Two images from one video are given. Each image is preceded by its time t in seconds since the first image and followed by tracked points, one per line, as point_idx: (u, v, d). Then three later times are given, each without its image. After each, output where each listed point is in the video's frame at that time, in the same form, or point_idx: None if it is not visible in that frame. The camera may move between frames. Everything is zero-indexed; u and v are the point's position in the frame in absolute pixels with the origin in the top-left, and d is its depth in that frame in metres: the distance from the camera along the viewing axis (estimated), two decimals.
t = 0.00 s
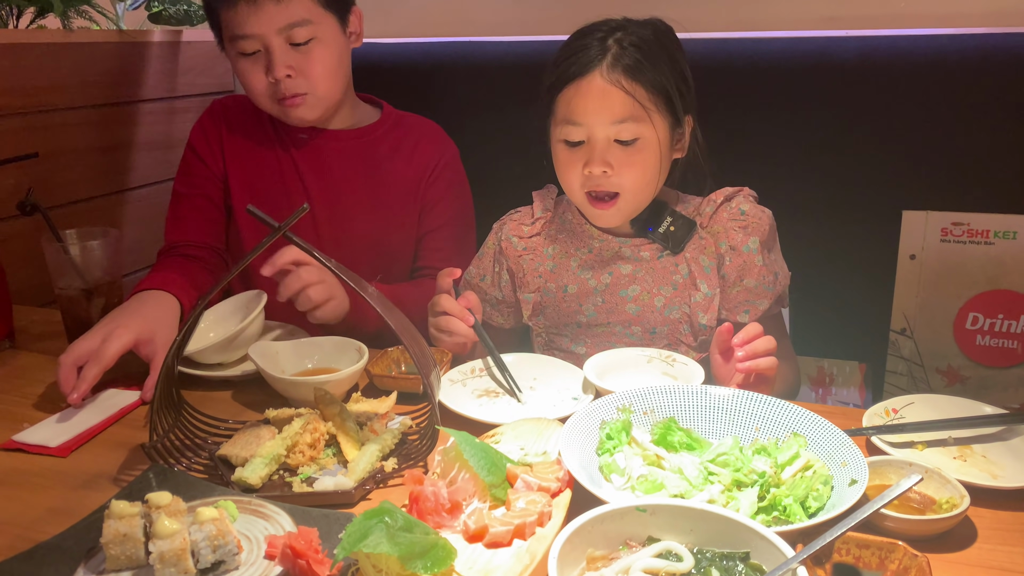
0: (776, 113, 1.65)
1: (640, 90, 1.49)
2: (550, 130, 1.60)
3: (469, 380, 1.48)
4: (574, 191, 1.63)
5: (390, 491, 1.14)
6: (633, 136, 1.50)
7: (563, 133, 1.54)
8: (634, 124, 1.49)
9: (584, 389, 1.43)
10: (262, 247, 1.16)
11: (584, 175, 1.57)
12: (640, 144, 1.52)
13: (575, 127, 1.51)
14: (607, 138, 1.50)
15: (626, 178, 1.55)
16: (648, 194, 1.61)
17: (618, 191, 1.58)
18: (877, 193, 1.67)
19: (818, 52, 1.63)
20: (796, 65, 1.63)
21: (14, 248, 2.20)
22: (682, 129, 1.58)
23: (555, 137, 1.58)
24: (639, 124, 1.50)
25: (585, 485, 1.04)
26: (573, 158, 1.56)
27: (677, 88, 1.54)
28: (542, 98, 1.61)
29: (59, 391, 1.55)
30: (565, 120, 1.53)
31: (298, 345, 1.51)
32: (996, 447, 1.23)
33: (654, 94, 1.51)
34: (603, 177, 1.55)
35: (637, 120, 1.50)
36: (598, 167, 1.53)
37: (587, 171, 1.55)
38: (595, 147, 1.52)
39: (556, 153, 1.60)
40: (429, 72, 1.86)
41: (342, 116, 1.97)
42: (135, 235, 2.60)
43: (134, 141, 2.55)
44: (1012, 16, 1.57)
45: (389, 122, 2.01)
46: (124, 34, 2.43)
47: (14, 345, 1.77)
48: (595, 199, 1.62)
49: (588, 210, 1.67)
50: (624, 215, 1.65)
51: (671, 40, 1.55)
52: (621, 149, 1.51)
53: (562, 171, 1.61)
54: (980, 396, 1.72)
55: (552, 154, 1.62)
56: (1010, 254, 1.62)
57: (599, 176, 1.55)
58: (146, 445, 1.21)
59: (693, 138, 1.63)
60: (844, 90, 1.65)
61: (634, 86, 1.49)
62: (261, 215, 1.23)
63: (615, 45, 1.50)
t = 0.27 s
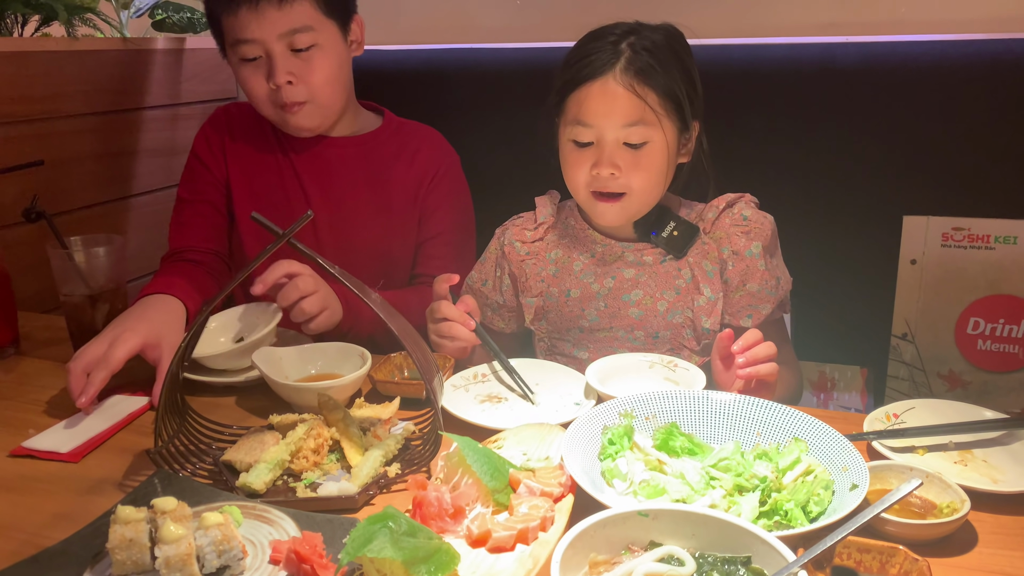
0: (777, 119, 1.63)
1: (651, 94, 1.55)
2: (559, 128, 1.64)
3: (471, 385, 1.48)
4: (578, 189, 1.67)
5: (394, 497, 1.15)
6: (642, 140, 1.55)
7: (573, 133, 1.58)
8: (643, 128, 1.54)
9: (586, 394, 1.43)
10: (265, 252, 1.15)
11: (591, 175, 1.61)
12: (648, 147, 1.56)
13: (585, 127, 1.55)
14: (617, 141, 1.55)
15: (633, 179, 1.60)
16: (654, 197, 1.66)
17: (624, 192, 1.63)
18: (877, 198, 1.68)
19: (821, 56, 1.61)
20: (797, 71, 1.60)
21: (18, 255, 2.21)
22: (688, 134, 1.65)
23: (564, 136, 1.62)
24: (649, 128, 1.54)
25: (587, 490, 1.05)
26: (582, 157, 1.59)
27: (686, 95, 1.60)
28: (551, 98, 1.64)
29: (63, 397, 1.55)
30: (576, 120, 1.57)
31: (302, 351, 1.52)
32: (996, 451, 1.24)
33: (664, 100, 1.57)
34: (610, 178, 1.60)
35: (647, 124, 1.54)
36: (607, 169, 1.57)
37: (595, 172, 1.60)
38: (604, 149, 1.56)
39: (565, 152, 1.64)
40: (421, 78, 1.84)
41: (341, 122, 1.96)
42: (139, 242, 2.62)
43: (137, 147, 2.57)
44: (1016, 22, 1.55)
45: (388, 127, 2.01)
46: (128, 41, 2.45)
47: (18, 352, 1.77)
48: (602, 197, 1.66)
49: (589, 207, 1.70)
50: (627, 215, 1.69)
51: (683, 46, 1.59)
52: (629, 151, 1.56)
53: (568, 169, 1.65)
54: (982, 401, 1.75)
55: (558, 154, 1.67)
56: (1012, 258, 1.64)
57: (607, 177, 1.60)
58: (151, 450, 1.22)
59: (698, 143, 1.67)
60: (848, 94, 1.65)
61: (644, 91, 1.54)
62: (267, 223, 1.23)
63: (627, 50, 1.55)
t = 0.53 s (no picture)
0: (773, 123, 1.74)
1: (657, 100, 1.51)
2: (567, 133, 1.61)
3: (474, 390, 1.49)
4: (583, 193, 1.62)
5: (398, 500, 1.15)
6: (649, 146, 1.51)
7: (580, 139, 1.55)
8: (651, 134, 1.50)
9: (588, 399, 1.44)
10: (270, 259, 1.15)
11: (598, 180, 1.57)
12: (656, 153, 1.52)
13: (592, 133, 1.52)
14: (624, 146, 1.50)
15: (641, 185, 1.55)
16: (659, 202, 1.61)
17: (631, 197, 1.58)
18: (871, 200, 1.75)
19: (818, 62, 1.70)
20: (795, 75, 1.71)
21: (24, 260, 2.23)
22: (694, 139, 1.60)
23: (572, 142, 1.58)
24: (657, 134, 1.50)
25: (590, 494, 1.06)
26: (588, 162, 1.56)
27: (692, 98, 1.57)
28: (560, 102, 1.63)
29: (69, 402, 1.56)
30: (582, 126, 1.54)
31: (306, 355, 1.53)
32: (996, 455, 1.24)
33: (670, 105, 1.53)
34: (618, 183, 1.55)
35: (655, 130, 1.50)
36: (614, 174, 1.53)
37: (602, 177, 1.55)
38: (612, 154, 1.52)
39: (572, 158, 1.60)
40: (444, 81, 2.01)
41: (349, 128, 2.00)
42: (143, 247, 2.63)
43: (141, 153, 2.59)
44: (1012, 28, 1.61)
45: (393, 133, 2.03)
46: (133, 48, 2.47)
47: (24, 357, 1.79)
48: (607, 201, 1.60)
49: (596, 211, 1.65)
50: (633, 218, 1.64)
51: (687, 51, 1.58)
52: (636, 157, 1.52)
53: (575, 174, 1.61)
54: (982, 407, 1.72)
55: (568, 159, 1.63)
56: (1013, 264, 1.60)
57: (614, 182, 1.55)
58: (157, 454, 1.23)
59: (703, 147, 1.65)
60: (845, 99, 1.72)
61: (652, 97, 1.51)
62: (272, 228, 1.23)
63: (635, 56, 1.52)
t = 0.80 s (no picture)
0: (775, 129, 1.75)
1: (665, 103, 1.52)
2: (573, 133, 1.61)
3: (476, 393, 1.50)
4: (586, 192, 1.63)
5: (400, 503, 1.16)
6: (656, 148, 1.52)
7: (586, 139, 1.55)
8: (658, 137, 1.51)
9: (589, 402, 1.45)
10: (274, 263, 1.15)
11: (603, 181, 1.58)
12: (660, 155, 1.53)
13: (599, 134, 1.53)
14: (630, 148, 1.51)
15: (645, 187, 1.56)
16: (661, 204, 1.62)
17: (633, 199, 1.59)
18: (873, 204, 1.76)
19: (820, 69, 1.70)
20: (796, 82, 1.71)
21: (27, 264, 2.24)
22: (698, 145, 1.62)
23: (577, 142, 1.59)
24: (664, 137, 1.52)
25: (591, 497, 1.06)
26: (594, 163, 1.56)
27: (699, 105, 1.58)
28: (566, 105, 1.65)
29: (72, 405, 1.57)
30: (589, 126, 1.55)
31: (309, 359, 1.54)
32: (995, 459, 1.25)
33: (678, 108, 1.54)
34: (622, 184, 1.56)
35: (662, 133, 1.52)
36: (619, 175, 1.54)
37: (607, 178, 1.56)
38: (617, 155, 1.53)
39: (577, 157, 1.60)
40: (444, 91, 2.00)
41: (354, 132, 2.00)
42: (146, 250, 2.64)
43: (144, 157, 2.60)
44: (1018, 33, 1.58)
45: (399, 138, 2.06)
46: (135, 52, 2.47)
47: (27, 360, 1.79)
48: (609, 201, 1.61)
49: (598, 212, 1.66)
50: (634, 219, 1.65)
51: (694, 57, 1.59)
52: (641, 159, 1.53)
53: (580, 174, 1.61)
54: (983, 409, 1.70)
55: (573, 159, 1.63)
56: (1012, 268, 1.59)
57: (619, 183, 1.56)
58: (161, 457, 1.23)
59: (707, 154, 1.66)
60: (847, 104, 1.74)
61: (661, 100, 1.52)
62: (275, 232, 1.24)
63: (644, 58, 1.53)
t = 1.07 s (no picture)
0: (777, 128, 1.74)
1: (667, 101, 1.52)
2: (575, 131, 1.62)
3: (477, 394, 1.50)
4: (590, 191, 1.63)
5: (402, 502, 1.16)
6: (657, 145, 1.52)
7: (588, 137, 1.56)
8: (659, 133, 1.51)
9: (589, 402, 1.45)
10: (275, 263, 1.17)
11: (605, 177, 1.58)
12: (662, 152, 1.53)
13: (601, 131, 1.53)
14: (631, 145, 1.51)
15: (647, 184, 1.56)
16: (664, 203, 1.62)
17: (636, 197, 1.59)
18: (873, 204, 1.77)
19: (820, 68, 1.71)
20: (798, 80, 1.71)
21: (29, 264, 2.24)
22: (700, 143, 1.61)
23: (579, 140, 1.60)
24: (664, 134, 1.51)
25: (593, 496, 1.07)
26: (596, 160, 1.56)
27: (700, 104, 1.59)
28: (568, 104, 1.65)
29: (73, 404, 1.57)
30: (592, 124, 1.55)
31: (310, 358, 1.54)
32: (995, 458, 1.25)
33: (680, 107, 1.54)
34: (624, 181, 1.56)
35: (663, 129, 1.51)
36: (621, 172, 1.54)
37: (609, 175, 1.56)
38: (618, 152, 1.53)
39: (579, 155, 1.61)
40: (445, 91, 2.02)
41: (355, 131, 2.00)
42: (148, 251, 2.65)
43: (145, 158, 2.60)
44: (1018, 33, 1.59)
45: (400, 138, 2.06)
46: (137, 53, 2.49)
47: (29, 360, 1.80)
48: (613, 200, 1.61)
49: (604, 210, 1.66)
50: (639, 215, 1.64)
51: (696, 57, 1.60)
52: (643, 156, 1.53)
53: (583, 170, 1.62)
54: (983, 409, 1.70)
55: (576, 157, 1.64)
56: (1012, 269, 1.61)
57: (620, 180, 1.56)
58: (164, 456, 1.24)
59: (709, 152, 1.66)
60: (848, 103, 1.74)
61: (663, 97, 1.52)
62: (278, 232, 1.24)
63: (645, 57, 1.54)
